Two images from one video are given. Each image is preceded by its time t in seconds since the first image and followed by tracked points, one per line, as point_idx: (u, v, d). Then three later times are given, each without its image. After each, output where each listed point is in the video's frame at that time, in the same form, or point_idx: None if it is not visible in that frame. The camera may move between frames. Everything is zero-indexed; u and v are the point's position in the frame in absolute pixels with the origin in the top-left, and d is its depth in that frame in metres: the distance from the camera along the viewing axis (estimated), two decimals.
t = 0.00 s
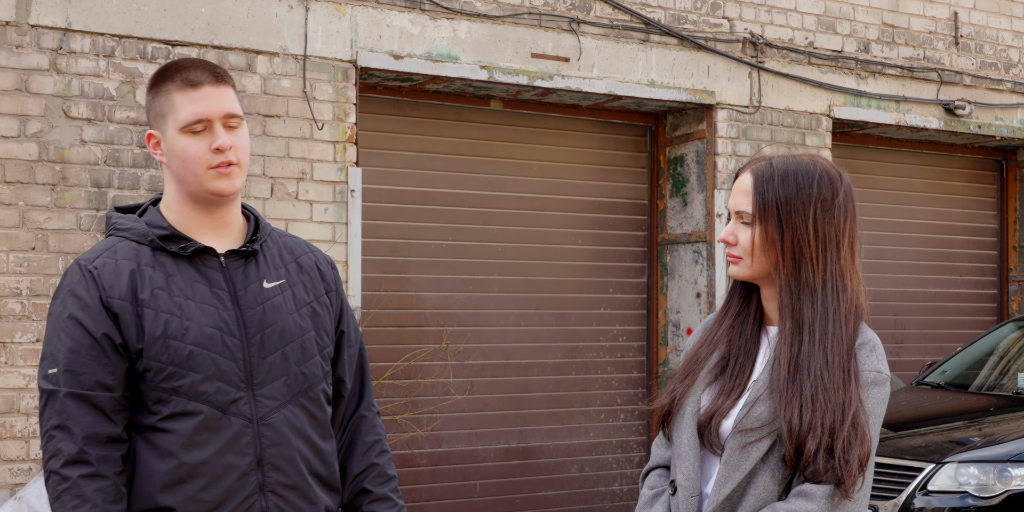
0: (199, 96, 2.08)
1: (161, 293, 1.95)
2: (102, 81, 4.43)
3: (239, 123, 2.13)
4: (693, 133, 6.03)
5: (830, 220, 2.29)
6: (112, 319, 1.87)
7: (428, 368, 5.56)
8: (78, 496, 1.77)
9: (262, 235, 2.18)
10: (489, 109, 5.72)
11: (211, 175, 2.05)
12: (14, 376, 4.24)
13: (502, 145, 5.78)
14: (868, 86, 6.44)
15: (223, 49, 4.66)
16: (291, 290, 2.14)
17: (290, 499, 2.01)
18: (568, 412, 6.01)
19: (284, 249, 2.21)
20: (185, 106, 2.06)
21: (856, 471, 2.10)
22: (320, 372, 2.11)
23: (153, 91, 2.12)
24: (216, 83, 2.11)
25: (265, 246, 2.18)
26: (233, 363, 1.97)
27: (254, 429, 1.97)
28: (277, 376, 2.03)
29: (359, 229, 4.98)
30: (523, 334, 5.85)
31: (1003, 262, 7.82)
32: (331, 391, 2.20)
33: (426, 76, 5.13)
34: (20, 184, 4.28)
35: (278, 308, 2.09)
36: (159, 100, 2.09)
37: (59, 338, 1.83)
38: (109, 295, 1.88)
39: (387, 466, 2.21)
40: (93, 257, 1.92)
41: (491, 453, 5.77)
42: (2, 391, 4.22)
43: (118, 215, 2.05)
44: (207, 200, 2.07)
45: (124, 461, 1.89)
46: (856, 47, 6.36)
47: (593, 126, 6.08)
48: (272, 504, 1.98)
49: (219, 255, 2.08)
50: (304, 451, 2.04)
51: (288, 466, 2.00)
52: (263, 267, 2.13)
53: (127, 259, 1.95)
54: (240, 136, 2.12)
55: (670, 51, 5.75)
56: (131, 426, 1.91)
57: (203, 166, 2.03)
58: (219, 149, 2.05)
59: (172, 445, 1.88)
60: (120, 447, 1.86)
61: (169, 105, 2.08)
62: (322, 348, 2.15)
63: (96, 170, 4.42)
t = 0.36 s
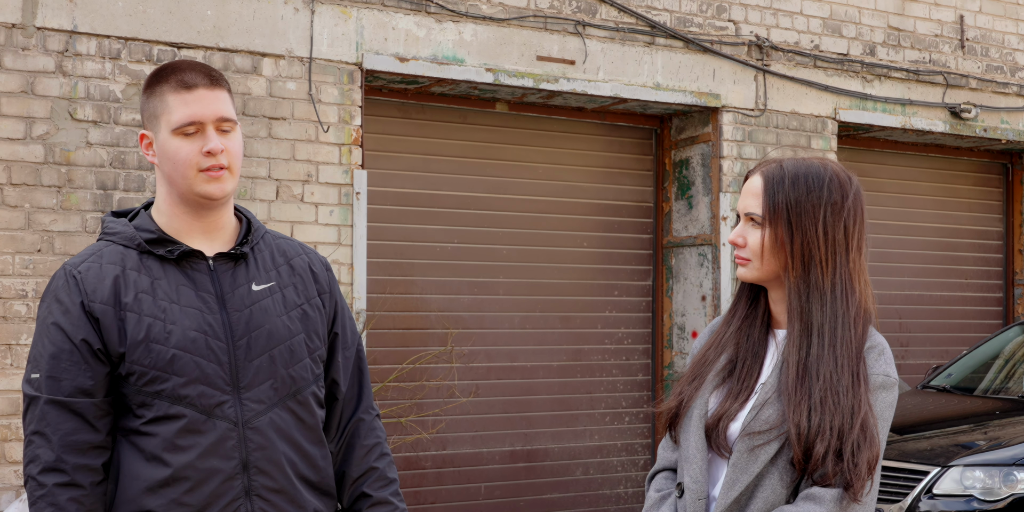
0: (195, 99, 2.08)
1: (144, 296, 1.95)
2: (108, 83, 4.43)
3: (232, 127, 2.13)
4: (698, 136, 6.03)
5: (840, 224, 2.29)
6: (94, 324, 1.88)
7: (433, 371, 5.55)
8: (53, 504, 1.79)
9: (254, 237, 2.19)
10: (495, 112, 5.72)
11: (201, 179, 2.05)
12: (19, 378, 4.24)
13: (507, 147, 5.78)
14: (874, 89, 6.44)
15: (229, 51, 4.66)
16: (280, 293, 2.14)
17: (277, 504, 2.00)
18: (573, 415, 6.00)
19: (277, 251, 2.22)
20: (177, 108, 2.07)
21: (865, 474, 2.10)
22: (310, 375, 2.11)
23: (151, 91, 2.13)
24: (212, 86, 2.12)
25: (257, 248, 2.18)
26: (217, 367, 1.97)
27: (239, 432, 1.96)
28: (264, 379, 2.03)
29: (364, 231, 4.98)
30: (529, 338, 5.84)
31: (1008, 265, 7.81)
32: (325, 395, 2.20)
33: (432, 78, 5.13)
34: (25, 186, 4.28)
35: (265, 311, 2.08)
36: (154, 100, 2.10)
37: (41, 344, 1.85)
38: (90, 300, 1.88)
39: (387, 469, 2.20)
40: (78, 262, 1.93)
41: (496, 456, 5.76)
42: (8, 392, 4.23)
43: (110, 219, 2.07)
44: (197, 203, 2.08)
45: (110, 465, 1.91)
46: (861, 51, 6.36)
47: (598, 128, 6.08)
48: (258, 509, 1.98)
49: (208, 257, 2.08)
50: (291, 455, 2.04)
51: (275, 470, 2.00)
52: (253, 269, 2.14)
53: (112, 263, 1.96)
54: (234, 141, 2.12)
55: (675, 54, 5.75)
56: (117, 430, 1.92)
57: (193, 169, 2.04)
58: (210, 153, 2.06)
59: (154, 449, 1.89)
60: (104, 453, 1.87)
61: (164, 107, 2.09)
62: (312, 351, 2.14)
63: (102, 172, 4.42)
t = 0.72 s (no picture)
0: (190, 97, 2.08)
1: (140, 294, 1.95)
2: (106, 81, 4.43)
3: (229, 126, 2.13)
4: (696, 135, 6.03)
5: (838, 222, 2.29)
6: (90, 321, 1.88)
7: (431, 369, 5.55)
8: (50, 501, 1.79)
9: (251, 236, 2.19)
10: (493, 110, 5.72)
11: (194, 177, 2.05)
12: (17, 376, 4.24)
13: (505, 145, 5.78)
14: (872, 88, 6.44)
15: (227, 49, 4.66)
16: (277, 291, 2.14)
17: (272, 502, 2.00)
18: (572, 413, 6.00)
19: (274, 250, 2.22)
20: (174, 105, 2.07)
21: (862, 473, 2.10)
22: (306, 374, 2.11)
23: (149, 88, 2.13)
24: (210, 84, 2.11)
25: (253, 247, 2.18)
26: (212, 365, 1.97)
27: (234, 430, 1.96)
28: (259, 378, 2.03)
29: (362, 229, 4.98)
30: (527, 336, 5.84)
31: (1006, 264, 7.81)
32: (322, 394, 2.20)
33: (430, 76, 5.13)
34: (23, 184, 4.28)
35: (261, 309, 2.09)
36: (152, 97, 2.10)
37: (38, 340, 1.85)
38: (86, 297, 1.88)
39: (382, 469, 2.20)
40: (74, 259, 1.93)
41: (493, 454, 5.76)
42: (6, 390, 4.23)
43: (107, 217, 2.07)
44: (192, 201, 2.07)
45: (106, 462, 1.90)
46: (859, 49, 6.36)
47: (596, 127, 6.08)
48: (253, 507, 1.97)
49: (204, 256, 2.08)
50: (287, 454, 2.04)
51: (270, 469, 2.00)
52: (249, 268, 2.14)
53: (108, 260, 1.96)
54: (229, 139, 2.11)
55: (674, 53, 5.75)
56: (112, 427, 1.92)
57: (186, 167, 2.03)
58: (204, 151, 2.05)
59: (150, 446, 1.89)
60: (99, 450, 1.87)
61: (161, 104, 2.09)
62: (309, 349, 2.14)
63: (99, 170, 4.42)
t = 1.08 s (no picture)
0: (207, 87, 2.09)
1: (144, 290, 1.95)
2: (106, 78, 4.43)
3: (243, 119, 2.15)
4: (697, 132, 6.02)
5: (841, 218, 2.29)
6: (94, 316, 1.87)
7: (432, 367, 5.56)
8: (56, 497, 1.79)
9: (252, 232, 2.19)
10: (493, 107, 5.72)
11: (212, 165, 2.05)
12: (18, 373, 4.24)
13: (506, 143, 5.78)
14: (873, 86, 6.44)
15: (228, 46, 4.66)
16: (279, 288, 2.15)
17: (276, 499, 2.00)
18: (572, 411, 6.00)
19: (275, 247, 2.22)
20: (194, 93, 2.07)
21: (865, 469, 2.10)
22: (308, 371, 2.11)
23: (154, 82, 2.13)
24: (225, 76, 2.13)
25: (254, 243, 2.19)
26: (217, 361, 1.97)
27: (238, 427, 1.96)
28: (263, 374, 2.03)
29: (362, 226, 4.98)
30: (527, 333, 5.84)
31: (1007, 262, 7.81)
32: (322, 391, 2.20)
33: (430, 74, 5.13)
34: (24, 181, 4.28)
35: (264, 305, 2.09)
36: (167, 87, 2.09)
37: (41, 336, 1.85)
38: (90, 292, 1.88)
39: (383, 465, 2.21)
40: (77, 254, 1.92)
41: (494, 451, 5.77)
42: (7, 388, 4.23)
43: (107, 212, 2.06)
44: (205, 191, 2.07)
45: (109, 459, 1.90)
46: (860, 47, 6.36)
47: (597, 124, 6.08)
48: (257, 503, 1.98)
49: (208, 252, 2.08)
50: (290, 450, 2.04)
51: (274, 465, 2.00)
52: (251, 264, 2.14)
53: (111, 255, 1.95)
54: (243, 130, 2.13)
55: (675, 50, 5.74)
56: (116, 424, 1.92)
57: (204, 154, 2.03)
58: (224, 139, 2.07)
59: (154, 443, 1.88)
60: (103, 447, 1.86)
61: (177, 94, 2.08)
62: (310, 346, 2.15)
63: (100, 167, 4.42)
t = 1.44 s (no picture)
0: (196, 88, 2.09)
1: (144, 290, 1.95)
2: (105, 79, 4.43)
3: (236, 119, 2.15)
4: (697, 132, 6.02)
5: (839, 219, 2.29)
6: (94, 316, 1.87)
7: (431, 367, 5.56)
8: (55, 495, 1.78)
9: (252, 233, 2.20)
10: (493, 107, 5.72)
11: (199, 165, 2.05)
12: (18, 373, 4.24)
13: (505, 143, 5.78)
14: (872, 85, 6.43)
15: (227, 47, 4.66)
16: (279, 289, 2.15)
17: (276, 499, 2.00)
18: (571, 411, 6.01)
19: (274, 248, 2.23)
20: (184, 94, 2.08)
21: (865, 470, 2.10)
22: (308, 372, 2.11)
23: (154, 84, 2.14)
24: (219, 77, 2.13)
25: (254, 244, 2.19)
26: (217, 362, 1.97)
27: (238, 428, 1.96)
28: (263, 375, 2.03)
29: (362, 227, 4.97)
30: (527, 333, 5.85)
31: (1007, 261, 7.82)
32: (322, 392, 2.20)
33: (429, 74, 5.13)
34: (23, 182, 4.28)
35: (264, 307, 2.09)
36: (161, 88, 2.11)
37: (39, 336, 1.84)
38: (90, 293, 1.88)
39: (382, 467, 2.21)
40: (76, 255, 1.93)
41: (494, 451, 5.77)
42: (6, 388, 4.23)
43: (106, 214, 2.06)
44: (195, 192, 2.07)
45: (108, 459, 1.90)
46: (859, 47, 6.36)
47: (596, 124, 6.08)
48: (257, 504, 1.98)
49: (207, 253, 2.08)
50: (290, 451, 2.04)
51: (273, 465, 2.00)
52: (252, 265, 2.14)
53: (111, 256, 1.96)
54: (234, 130, 2.12)
55: (674, 50, 5.74)
56: (114, 424, 1.91)
57: (191, 154, 2.04)
58: (211, 139, 2.06)
59: (154, 443, 1.88)
60: (102, 447, 1.86)
61: (169, 95, 2.10)
62: (310, 347, 2.15)
63: (99, 168, 4.42)
